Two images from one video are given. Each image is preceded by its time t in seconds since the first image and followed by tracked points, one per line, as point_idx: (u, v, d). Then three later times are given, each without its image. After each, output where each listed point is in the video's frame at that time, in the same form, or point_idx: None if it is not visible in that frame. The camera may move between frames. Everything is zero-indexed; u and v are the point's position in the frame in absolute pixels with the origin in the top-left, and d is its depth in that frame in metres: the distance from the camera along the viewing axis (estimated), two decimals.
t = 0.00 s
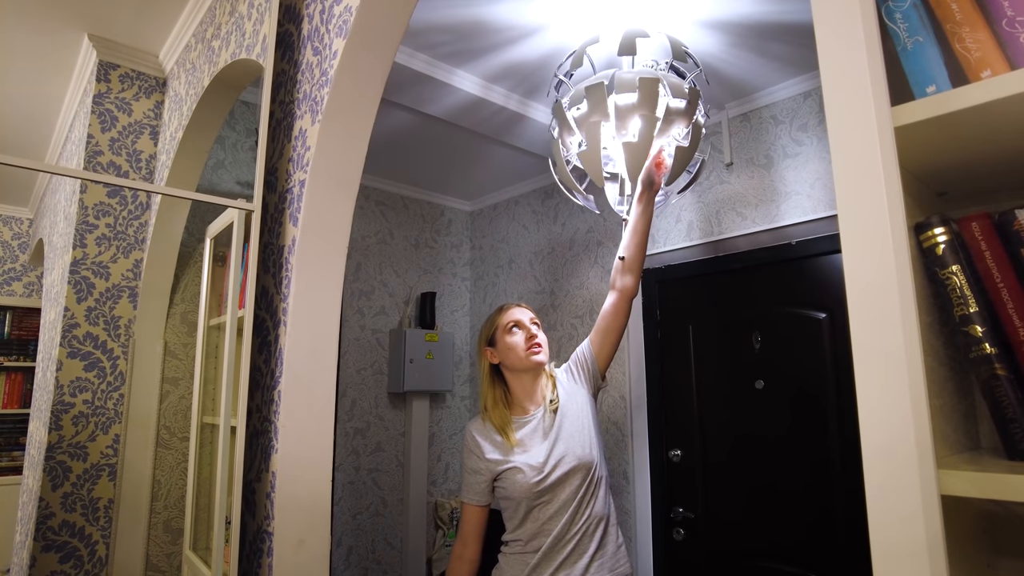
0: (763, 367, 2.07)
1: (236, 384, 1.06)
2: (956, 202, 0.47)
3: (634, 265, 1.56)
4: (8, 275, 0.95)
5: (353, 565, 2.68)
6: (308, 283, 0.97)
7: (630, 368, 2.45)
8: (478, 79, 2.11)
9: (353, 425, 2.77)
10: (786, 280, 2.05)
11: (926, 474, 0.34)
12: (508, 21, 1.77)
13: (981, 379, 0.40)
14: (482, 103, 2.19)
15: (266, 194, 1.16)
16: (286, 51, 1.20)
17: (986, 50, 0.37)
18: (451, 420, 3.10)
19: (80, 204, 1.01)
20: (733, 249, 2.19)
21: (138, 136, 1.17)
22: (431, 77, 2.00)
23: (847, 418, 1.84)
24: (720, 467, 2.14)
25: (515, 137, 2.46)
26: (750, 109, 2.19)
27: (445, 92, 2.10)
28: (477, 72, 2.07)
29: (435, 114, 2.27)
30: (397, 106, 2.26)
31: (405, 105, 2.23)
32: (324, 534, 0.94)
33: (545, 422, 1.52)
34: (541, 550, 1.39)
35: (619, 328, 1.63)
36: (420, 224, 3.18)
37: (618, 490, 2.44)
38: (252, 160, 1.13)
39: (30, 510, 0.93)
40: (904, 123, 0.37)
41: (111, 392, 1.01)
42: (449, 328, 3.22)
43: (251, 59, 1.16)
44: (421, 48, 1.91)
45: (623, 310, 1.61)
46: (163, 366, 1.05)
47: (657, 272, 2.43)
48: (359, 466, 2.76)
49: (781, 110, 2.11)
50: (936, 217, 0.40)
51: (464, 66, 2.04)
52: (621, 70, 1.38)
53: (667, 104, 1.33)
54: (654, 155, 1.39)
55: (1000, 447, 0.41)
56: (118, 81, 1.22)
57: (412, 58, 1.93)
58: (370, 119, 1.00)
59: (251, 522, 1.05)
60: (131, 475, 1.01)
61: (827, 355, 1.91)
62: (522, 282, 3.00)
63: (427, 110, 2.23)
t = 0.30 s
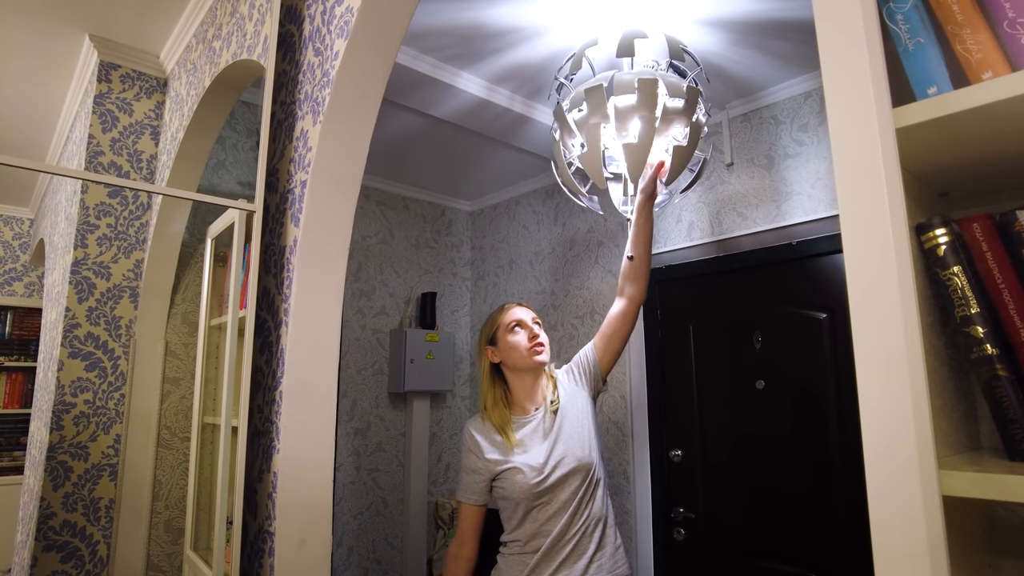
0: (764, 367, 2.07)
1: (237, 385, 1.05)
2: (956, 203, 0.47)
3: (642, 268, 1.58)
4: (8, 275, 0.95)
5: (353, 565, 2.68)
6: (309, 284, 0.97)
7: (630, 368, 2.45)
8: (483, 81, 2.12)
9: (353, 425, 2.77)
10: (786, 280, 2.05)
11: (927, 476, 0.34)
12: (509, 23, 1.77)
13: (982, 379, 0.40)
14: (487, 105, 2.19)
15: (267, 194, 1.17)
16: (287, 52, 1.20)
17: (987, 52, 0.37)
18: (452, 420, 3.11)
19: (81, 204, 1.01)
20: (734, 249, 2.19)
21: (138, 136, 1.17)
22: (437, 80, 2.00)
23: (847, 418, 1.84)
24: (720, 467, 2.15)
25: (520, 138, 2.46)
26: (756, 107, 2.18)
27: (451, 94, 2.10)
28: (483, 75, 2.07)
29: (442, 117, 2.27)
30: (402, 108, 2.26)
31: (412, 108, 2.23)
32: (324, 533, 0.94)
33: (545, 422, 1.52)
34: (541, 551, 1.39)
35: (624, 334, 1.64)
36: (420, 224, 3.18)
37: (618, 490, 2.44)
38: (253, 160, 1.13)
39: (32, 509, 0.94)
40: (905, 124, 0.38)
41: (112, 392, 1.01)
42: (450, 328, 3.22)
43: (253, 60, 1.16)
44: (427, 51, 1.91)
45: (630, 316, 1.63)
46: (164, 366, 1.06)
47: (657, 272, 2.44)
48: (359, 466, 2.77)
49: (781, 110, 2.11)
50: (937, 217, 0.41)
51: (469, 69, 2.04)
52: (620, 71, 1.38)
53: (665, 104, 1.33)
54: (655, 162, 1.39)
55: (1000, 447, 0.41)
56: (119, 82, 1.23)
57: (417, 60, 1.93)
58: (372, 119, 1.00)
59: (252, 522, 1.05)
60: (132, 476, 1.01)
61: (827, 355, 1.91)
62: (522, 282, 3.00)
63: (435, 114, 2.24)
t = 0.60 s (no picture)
0: (764, 367, 2.07)
1: (238, 385, 1.06)
2: (958, 205, 0.47)
3: (633, 266, 1.54)
4: (10, 275, 0.95)
5: (354, 565, 2.68)
6: (311, 285, 0.97)
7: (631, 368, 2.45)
8: (491, 84, 2.12)
9: (355, 425, 2.77)
10: (787, 281, 2.05)
11: (932, 477, 0.34)
12: (510, 27, 1.77)
13: (986, 380, 0.40)
14: (494, 108, 2.19)
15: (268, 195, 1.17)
16: (289, 53, 1.20)
17: (992, 54, 0.37)
18: (453, 420, 3.11)
19: (82, 204, 1.01)
20: (742, 249, 2.18)
21: (140, 136, 1.18)
22: (447, 83, 2.01)
23: (848, 419, 1.84)
24: (721, 467, 2.15)
25: (527, 141, 2.47)
26: (766, 104, 2.15)
27: (460, 97, 2.10)
28: (490, 78, 2.07)
29: (451, 121, 2.28)
30: (415, 112, 2.27)
31: (424, 113, 2.23)
32: (327, 534, 0.94)
33: (546, 424, 1.52)
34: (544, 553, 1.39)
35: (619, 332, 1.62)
36: (421, 224, 3.18)
37: (620, 490, 2.44)
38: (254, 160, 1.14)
39: (34, 509, 0.94)
40: (909, 125, 0.38)
41: (114, 393, 1.01)
42: (451, 328, 3.22)
43: (253, 60, 1.16)
44: (436, 55, 1.92)
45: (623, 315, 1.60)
46: (165, 366, 1.06)
47: (658, 272, 2.44)
48: (361, 466, 2.77)
49: (783, 111, 2.11)
50: (941, 219, 0.41)
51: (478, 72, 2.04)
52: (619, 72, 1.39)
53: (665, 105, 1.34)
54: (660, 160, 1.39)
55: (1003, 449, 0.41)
56: (120, 82, 1.22)
57: (427, 64, 1.93)
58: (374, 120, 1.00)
59: (254, 523, 1.05)
60: (134, 476, 1.01)
61: (828, 356, 1.91)
62: (523, 282, 3.00)
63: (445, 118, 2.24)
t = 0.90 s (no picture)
0: (765, 366, 2.07)
1: (240, 386, 1.04)
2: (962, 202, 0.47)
3: (624, 260, 1.51)
4: (11, 275, 0.98)
5: (354, 564, 2.68)
6: (311, 282, 0.97)
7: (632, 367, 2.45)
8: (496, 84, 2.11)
9: (355, 424, 2.77)
10: (788, 280, 2.05)
11: (935, 471, 0.34)
12: (511, 28, 1.78)
13: (988, 375, 0.40)
14: (501, 109, 2.19)
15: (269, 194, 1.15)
16: (289, 50, 1.20)
17: (994, 48, 0.37)
18: (453, 419, 3.11)
19: (83, 203, 1.00)
20: (756, 244, 2.15)
21: (140, 135, 1.18)
22: (457, 85, 2.01)
23: (849, 417, 1.84)
24: (721, 465, 2.15)
25: (532, 142, 2.47)
26: (775, 100, 2.13)
27: (465, 99, 2.11)
28: (497, 79, 2.07)
29: (458, 122, 2.28)
30: (427, 115, 2.27)
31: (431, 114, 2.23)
32: (328, 530, 0.94)
33: (543, 423, 1.52)
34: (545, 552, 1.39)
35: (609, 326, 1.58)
36: (422, 223, 3.18)
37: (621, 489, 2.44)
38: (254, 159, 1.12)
39: (34, 508, 0.95)
40: (911, 119, 0.37)
41: (114, 391, 1.01)
42: (451, 327, 3.21)
43: (255, 58, 1.14)
44: (445, 57, 1.92)
45: (612, 309, 1.55)
46: (166, 364, 1.05)
47: (658, 271, 2.45)
48: (361, 465, 2.77)
49: (784, 109, 2.11)
50: (943, 214, 0.40)
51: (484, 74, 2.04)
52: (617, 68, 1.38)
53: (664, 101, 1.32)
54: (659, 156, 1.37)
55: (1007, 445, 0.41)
56: (121, 81, 1.25)
57: (437, 67, 1.94)
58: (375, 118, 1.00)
59: (255, 520, 1.04)
60: (134, 474, 1.01)
61: (829, 355, 1.91)
62: (524, 280, 3.00)
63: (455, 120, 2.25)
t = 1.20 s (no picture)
0: (765, 365, 2.07)
1: (238, 384, 1.04)
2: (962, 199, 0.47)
3: (624, 260, 1.51)
4: (10, 274, 0.98)
5: (354, 563, 2.68)
6: (310, 281, 0.97)
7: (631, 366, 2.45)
8: (494, 83, 2.11)
9: (355, 424, 2.78)
10: (788, 280, 2.05)
11: (933, 469, 0.34)
12: (510, 26, 1.77)
13: (986, 374, 0.40)
14: (500, 107, 2.19)
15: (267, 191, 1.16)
16: (289, 49, 1.19)
17: (992, 45, 0.37)
18: (453, 418, 3.11)
19: (82, 202, 1.01)
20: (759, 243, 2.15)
21: (140, 134, 1.19)
22: (456, 83, 2.01)
23: (849, 417, 1.84)
24: (721, 465, 2.15)
25: (532, 141, 2.47)
26: (774, 99, 2.13)
27: (464, 98, 2.11)
28: (494, 77, 2.07)
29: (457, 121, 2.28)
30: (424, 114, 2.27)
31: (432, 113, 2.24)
32: (326, 529, 0.94)
33: (542, 422, 1.52)
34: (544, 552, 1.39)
35: (608, 326, 1.58)
36: (422, 222, 3.18)
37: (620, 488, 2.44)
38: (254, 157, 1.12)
39: (34, 507, 0.95)
40: (909, 117, 0.37)
41: (114, 390, 1.02)
42: (450, 326, 3.21)
43: (254, 57, 1.14)
44: (446, 57, 1.93)
45: (612, 309, 1.56)
46: (165, 363, 1.05)
47: (658, 270, 2.45)
48: (361, 464, 2.77)
49: (784, 108, 2.10)
50: (941, 212, 0.40)
51: (482, 71, 2.03)
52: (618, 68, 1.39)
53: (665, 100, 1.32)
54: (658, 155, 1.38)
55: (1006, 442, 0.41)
56: (121, 80, 1.25)
57: (435, 66, 1.94)
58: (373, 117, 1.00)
59: (254, 518, 1.04)
60: (133, 473, 1.01)
61: (829, 354, 1.91)
62: (524, 279, 3.00)
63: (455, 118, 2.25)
